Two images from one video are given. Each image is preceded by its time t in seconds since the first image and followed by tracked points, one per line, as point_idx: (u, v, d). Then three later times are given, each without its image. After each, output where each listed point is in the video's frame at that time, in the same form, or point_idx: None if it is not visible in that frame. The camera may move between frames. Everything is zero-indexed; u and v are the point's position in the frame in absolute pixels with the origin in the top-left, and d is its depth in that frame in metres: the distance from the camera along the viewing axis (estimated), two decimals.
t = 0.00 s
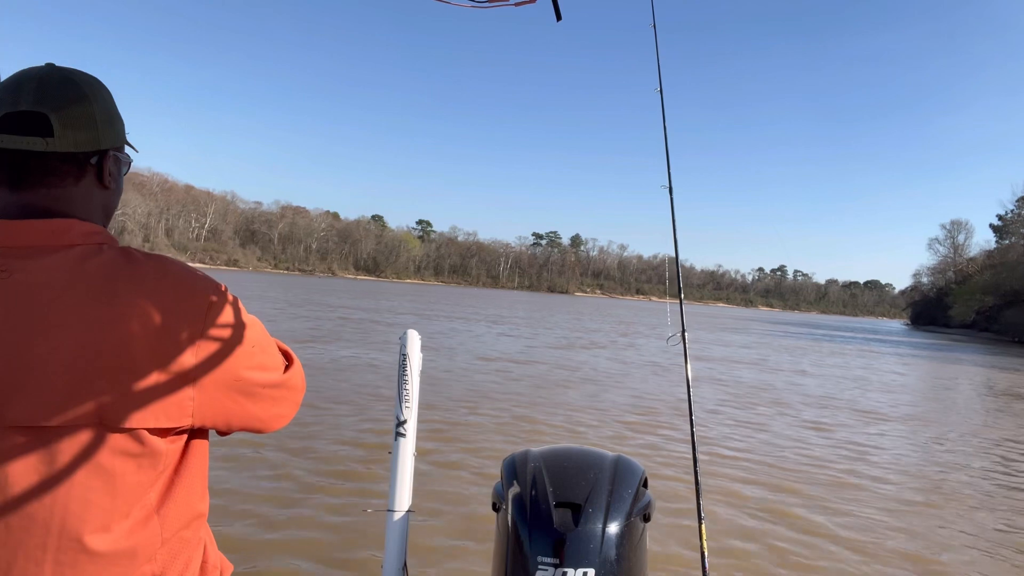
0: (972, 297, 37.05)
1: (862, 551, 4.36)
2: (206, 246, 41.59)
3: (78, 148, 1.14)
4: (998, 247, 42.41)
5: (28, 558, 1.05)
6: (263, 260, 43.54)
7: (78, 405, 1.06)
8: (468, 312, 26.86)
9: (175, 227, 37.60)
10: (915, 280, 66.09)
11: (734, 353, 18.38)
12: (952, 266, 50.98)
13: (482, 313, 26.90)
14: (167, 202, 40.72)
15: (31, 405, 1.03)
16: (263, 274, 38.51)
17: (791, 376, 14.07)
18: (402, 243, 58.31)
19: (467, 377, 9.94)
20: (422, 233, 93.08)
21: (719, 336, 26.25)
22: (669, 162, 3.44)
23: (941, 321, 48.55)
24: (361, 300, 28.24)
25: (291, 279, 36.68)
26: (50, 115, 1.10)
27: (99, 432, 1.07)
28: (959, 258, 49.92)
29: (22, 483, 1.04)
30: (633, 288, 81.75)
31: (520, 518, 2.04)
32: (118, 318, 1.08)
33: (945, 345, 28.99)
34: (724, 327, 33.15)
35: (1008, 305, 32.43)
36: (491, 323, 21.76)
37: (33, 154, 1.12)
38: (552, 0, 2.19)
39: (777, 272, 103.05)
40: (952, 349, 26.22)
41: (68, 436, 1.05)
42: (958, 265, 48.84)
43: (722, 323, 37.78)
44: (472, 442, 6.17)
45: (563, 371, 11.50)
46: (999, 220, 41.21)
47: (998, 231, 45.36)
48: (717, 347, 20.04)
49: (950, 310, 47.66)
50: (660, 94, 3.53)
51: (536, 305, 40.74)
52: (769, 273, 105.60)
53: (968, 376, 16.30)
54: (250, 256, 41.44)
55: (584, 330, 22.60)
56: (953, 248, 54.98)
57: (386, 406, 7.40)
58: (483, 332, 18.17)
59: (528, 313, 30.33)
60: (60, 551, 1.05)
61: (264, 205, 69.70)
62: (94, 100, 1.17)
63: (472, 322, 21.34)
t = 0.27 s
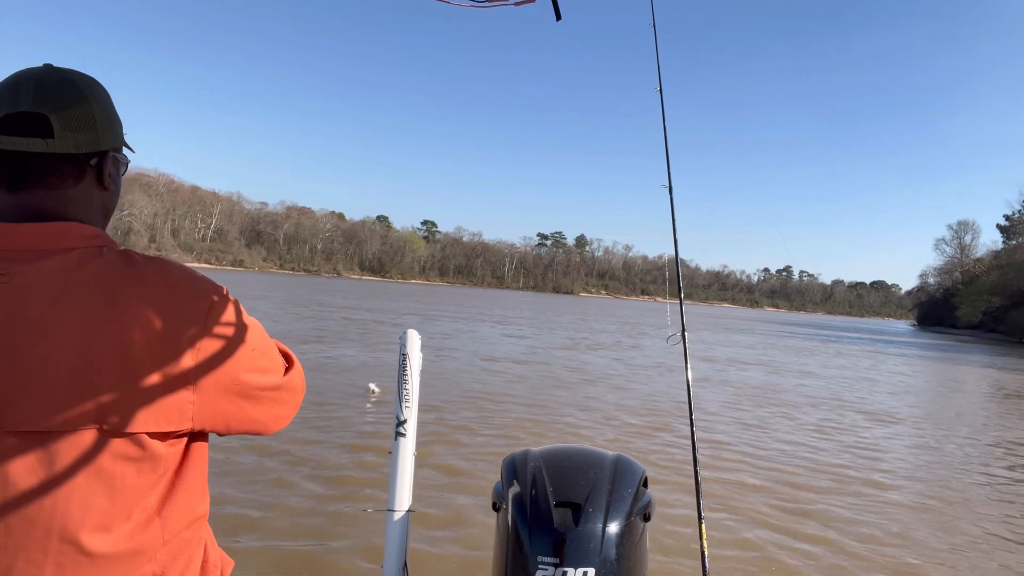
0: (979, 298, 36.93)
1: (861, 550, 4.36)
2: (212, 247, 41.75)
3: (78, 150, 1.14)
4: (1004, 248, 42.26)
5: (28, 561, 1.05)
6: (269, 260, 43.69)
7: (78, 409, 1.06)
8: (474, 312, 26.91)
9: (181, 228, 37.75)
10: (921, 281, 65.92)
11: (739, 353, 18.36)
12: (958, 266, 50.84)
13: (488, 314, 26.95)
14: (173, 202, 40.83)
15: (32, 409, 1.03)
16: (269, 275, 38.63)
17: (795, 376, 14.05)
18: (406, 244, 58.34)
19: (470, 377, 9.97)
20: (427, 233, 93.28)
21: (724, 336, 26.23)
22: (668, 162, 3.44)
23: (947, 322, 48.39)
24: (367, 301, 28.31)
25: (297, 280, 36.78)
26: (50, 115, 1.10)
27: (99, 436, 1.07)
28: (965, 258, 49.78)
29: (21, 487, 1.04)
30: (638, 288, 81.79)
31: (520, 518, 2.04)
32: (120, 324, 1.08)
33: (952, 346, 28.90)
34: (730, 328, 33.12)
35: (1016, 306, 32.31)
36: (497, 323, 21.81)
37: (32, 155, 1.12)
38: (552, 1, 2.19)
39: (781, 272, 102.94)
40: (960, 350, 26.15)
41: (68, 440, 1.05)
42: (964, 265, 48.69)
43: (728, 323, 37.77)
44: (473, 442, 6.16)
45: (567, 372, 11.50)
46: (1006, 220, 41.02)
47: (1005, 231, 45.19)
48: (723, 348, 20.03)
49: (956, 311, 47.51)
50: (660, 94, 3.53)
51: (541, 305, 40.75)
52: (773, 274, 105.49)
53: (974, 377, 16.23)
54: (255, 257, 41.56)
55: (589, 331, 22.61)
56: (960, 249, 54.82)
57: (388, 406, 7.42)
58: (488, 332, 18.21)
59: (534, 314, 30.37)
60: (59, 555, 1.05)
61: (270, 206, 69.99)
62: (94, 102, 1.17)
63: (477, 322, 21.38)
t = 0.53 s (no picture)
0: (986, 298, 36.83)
1: (860, 551, 4.36)
2: (218, 247, 41.89)
3: (79, 151, 1.14)
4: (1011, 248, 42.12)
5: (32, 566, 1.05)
6: (274, 260, 43.86)
7: (81, 412, 1.06)
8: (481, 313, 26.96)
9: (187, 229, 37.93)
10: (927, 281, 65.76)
11: (744, 354, 18.35)
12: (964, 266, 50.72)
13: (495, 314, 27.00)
14: (180, 203, 41.06)
15: (36, 413, 1.03)
16: (275, 275, 38.74)
17: (799, 377, 14.03)
18: (411, 244, 58.39)
19: (474, 377, 9.98)
20: (432, 233, 93.45)
21: (731, 337, 26.22)
22: (669, 161, 3.44)
23: (954, 322, 48.24)
24: (374, 301, 28.40)
25: (303, 280, 36.87)
26: (51, 115, 1.10)
27: (103, 439, 1.07)
28: (972, 258, 49.64)
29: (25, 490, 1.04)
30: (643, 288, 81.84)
31: (520, 517, 2.04)
32: (123, 327, 1.08)
33: (960, 347, 28.82)
34: (738, 328, 33.08)
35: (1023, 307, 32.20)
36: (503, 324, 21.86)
37: (33, 155, 1.12)
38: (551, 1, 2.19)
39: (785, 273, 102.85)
40: (968, 351, 26.06)
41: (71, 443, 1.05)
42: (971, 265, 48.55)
43: (735, 324, 37.76)
44: (475, 443, 6.15)
45: (571, 372, 11.51)
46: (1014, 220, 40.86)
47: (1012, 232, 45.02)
48: (729, 348, 20.01)
49: (963, 312, 47.38)
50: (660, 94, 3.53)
51: (547, 306, 40.75)
52: (777, 274, 105.38)
53: (980, 378, 16.16)
54: (261, 258, 41.66)
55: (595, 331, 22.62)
56: (966, 249, 54.69)
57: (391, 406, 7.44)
58: (494, 332, 18.25)
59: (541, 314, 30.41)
60: (64, 559, 1.05)
61: (276, 206, 70.25)
62: (95, 103, 1.17)
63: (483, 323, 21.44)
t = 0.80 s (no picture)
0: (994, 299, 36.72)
1: (859, 552, 4.36)
2: (225, 248, 42.02)
3: (81, 152, 1.14)
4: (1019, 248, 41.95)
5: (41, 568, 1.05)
6: (279, 261, 43.95)
7: (88, 412, 1.06)
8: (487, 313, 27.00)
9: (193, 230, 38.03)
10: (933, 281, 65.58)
11: (749, 354, 18.32)
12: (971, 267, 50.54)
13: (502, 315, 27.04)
14: (186, 204, 41.19)
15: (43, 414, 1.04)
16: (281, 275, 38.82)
17: (804, 377, 14.02)
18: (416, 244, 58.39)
19: (478, 377, 10.00)
20: (436, 233, 93.53)
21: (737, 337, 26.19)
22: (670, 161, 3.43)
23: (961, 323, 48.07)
24: (381, 301, 28.46)
25: (310, 281, 36.96)
26: (53, 116, 1.10)
27: (110, 438, 1.07)
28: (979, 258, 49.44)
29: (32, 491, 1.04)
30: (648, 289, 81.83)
31: (520, 517, 2.04)
32: (128, 328, 1.08)
33: (968, 347, 28.70)
34: (745, 329, 33.05)
35: None
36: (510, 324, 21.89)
37: (35, 156, 1.12)
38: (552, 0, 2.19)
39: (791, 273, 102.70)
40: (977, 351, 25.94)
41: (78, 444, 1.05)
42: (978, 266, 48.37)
43: (742, 324, 37.72)
44: (478, 444, 6.15)
45: (574, 372, 11.51)
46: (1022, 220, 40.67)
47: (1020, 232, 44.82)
48: (735, 348, 19.99)
49: (971, 312, 47.20)
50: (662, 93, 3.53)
51: (554, 306, 40.75)
52: (782, 274, 105.24)
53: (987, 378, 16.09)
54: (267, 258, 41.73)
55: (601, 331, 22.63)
56: (973, 249, 54.52)
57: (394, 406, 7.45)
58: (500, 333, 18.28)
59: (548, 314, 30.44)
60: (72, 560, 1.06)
61: (282, 207, 70.46)
62: (98, 103, 1.17)
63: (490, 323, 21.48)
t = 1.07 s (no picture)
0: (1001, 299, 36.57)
1: (859, 552, 4.36)
2: (230, 249, 42.11)
3: (85, 149, 1.14)
4: None
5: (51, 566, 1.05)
6: (285, 261, 44.00)
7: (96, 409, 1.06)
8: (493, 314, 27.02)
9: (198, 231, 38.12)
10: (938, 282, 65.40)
11: (754, 355, 18.29)
12: (977, 267, 50.34)
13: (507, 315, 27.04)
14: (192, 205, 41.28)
15: (52, 409, 1.03)
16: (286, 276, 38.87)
17: (808, 378, 13.99)
18: (420, 245, 58.41)
19: (481, 378, 10.01)
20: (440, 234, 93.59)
21: (742, 338, 26.14)
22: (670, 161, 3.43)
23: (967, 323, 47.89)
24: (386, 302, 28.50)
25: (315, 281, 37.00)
26: (57, 114, 1.10)
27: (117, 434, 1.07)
28: (985, 259, 49.26)
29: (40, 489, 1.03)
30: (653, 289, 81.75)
31: (520, 518, 2.04)
32: (135, 323, 1.08)
33: (975, 348, 28.59)
34: (750, 329, 32.98)
35: None
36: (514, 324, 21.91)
37: (39, 153, 1.12)
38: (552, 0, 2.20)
39: (795, 273, 102.53)
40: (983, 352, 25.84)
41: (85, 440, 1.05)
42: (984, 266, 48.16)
43: (747, 325, 37.66)
44: (481, 444, 6.15)
45: (578, 373, 11.50)
46: None
47: None
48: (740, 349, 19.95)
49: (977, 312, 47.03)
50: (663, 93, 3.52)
51: (558, 306, 40.72)
52: (786, 275, 105.09)
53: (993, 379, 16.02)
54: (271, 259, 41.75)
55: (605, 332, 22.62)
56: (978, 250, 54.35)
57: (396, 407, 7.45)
58: (504, 333, 18.28)
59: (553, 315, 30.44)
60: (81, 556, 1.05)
61: (287, 208, 70.61)
62: (103, 100, 1.17)
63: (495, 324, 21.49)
